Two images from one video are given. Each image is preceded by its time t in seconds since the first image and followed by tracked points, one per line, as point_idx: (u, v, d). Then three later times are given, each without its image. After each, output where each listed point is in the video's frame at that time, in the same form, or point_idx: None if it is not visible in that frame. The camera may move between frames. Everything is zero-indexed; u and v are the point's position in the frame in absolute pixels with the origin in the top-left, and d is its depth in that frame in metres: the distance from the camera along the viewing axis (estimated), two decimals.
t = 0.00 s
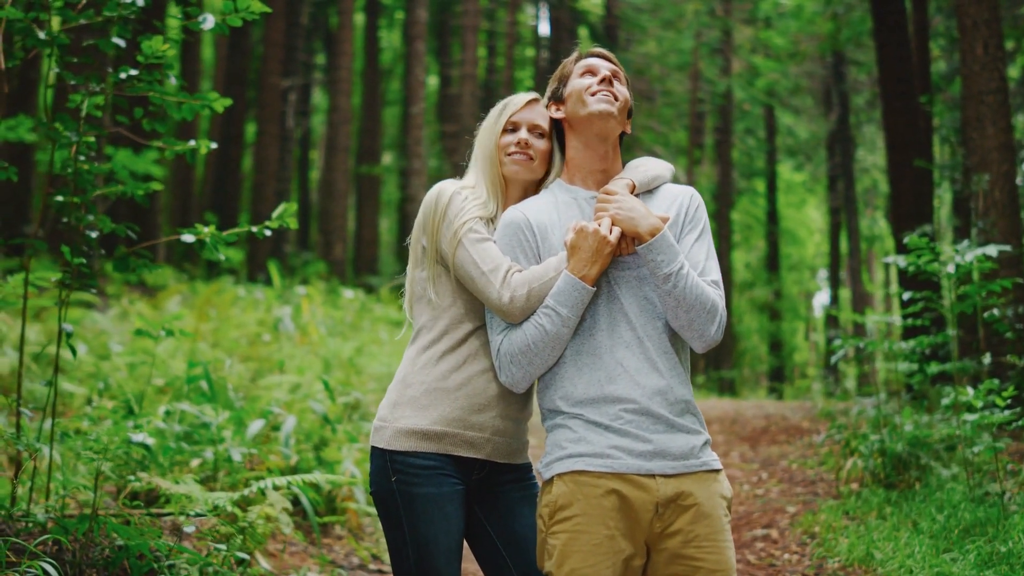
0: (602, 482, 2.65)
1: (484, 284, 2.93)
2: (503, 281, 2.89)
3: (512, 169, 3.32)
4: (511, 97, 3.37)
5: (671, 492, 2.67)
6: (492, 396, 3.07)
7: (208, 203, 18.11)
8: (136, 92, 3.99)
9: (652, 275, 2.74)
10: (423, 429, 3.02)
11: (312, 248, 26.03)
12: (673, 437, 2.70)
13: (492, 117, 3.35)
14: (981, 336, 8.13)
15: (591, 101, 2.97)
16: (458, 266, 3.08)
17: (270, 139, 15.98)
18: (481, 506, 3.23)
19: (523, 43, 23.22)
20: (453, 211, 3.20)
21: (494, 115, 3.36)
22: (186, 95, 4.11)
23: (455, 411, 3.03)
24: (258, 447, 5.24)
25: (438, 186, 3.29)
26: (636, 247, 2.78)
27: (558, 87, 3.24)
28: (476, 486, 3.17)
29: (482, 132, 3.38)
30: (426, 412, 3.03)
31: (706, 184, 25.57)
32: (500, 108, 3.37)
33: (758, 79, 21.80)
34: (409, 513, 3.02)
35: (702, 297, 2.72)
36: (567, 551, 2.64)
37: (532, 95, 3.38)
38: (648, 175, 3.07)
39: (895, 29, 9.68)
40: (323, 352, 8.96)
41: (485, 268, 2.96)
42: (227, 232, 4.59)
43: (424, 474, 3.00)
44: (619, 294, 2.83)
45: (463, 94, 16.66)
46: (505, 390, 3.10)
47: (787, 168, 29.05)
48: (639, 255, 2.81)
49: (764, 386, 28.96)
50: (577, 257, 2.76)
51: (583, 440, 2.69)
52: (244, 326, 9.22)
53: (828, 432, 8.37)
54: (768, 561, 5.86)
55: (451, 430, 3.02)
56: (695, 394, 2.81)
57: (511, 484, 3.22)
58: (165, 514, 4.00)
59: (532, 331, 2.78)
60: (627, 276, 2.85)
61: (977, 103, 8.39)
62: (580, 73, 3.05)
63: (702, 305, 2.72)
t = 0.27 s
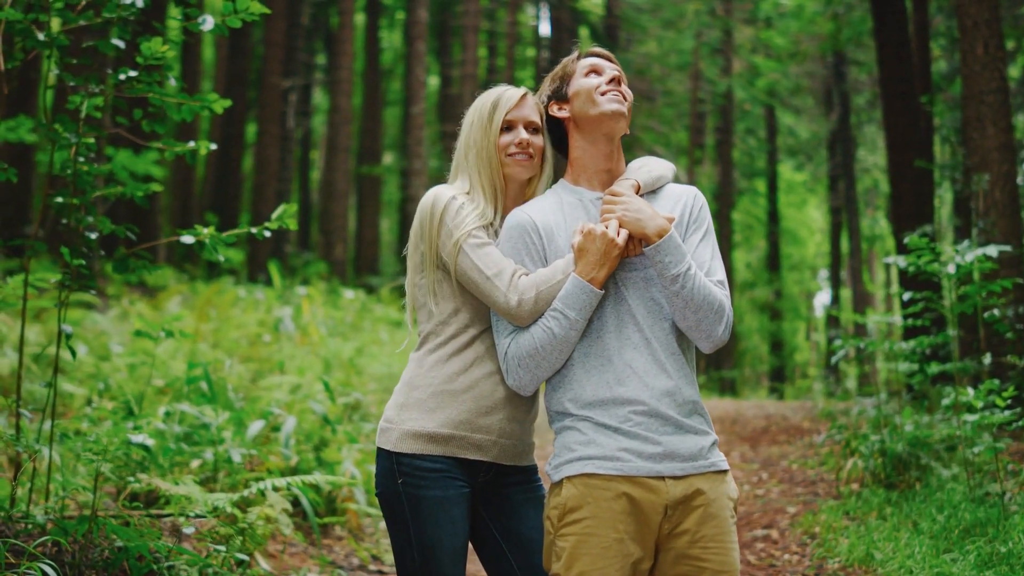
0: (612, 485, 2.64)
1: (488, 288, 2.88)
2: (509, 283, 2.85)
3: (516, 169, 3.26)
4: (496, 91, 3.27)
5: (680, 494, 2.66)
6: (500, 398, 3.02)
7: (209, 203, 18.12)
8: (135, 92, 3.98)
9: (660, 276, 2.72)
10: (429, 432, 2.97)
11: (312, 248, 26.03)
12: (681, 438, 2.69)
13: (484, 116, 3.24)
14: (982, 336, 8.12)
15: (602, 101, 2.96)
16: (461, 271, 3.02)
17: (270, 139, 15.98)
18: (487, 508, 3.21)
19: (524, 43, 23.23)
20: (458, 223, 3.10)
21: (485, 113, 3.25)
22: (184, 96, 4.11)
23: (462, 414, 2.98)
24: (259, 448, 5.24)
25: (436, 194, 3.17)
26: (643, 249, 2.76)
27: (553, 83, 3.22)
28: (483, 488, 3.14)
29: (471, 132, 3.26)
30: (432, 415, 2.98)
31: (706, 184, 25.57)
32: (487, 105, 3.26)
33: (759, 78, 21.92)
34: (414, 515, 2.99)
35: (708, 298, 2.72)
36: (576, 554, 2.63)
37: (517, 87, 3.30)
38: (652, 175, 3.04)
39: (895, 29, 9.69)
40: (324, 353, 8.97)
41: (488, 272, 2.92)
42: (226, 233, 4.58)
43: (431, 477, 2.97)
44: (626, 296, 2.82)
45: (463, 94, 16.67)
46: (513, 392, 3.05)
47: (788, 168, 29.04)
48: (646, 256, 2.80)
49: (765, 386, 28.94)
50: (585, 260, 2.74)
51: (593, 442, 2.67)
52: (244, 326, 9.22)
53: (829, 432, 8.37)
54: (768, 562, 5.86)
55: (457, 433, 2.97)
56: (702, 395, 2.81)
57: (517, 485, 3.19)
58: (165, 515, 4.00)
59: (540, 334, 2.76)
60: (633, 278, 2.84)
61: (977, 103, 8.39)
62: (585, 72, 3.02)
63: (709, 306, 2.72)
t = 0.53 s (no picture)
0: (619, 486, 2.61)
1: (490, 290, 2.83)
2: (511, 284, 2.81)
3: (517, 172, 3.24)
4: (489, 90, 3.20)
5: (686, 494, 2.64)
6: (503, 400, 2.96)
7: (208, 202, 18.13)
8: (130, 93, 3.98)
9: (664, 276, 2.69)
10: (429, 433, 2.91)
11: (312, 247, 26.03)
12: (686, 438, 2.67)
13: (481, 118, 3.17)
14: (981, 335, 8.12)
15: (607, 98, 2.95)
16: (460, 275, 2.96)
17: (270, 139, 15.98)
18: (487, 509, 3.14)
19: (524, 42, 23.22)
20: (465, 231, 3.03)
21: (482, 115, 3.17)
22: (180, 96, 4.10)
23: (464, 414, 2.92)
24: (256, 448, 5.23)
25: (437, 203, 3.10)
26: (647, 248, 2.72)
27: (546, 81, 3.20)
28: (483, 490, 3.08)
29: (468, 136, 3.18)
30: (433, 416, 2.92)
31: (706, 183, 25.57)
32: (482, 106, 3.18)
33: (759, 79, 22.16)
34: (414, 516, 2.93)
35: (713, 297, 2.69)
36: (582, 555, 2.59)
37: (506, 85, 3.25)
38: (652, 174, 3.01)
39: (894, 28, 9.69)
40: (322, 352, 8.96)
41: (488, 275, 2.87)
42: (222, 233, 4.57)
43: (431, 478, 2.91)
44: (630, 296, 2.79)
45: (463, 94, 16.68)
46: (517, 394, 2.98)
47: (788, 167, 29.02)
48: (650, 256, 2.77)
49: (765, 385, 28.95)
50: (590, 259, 2.71)
51: (600, 443, 2.64)
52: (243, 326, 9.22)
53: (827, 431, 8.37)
54: (766, 560, 5.86)
55: (458, 434, 2.91)
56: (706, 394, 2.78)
57: (519, 487, 3.12)
58: (161, 515, 4.00)
59: (545, 334, 2.72)
60: (636, 277, 2.81)
61: (977, 102, 8.38)
62: (587, 70, 3.01)
63: (714, 305, 2.69)
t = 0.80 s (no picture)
0: (621, 488, 2.54)
1: (490, 293, 2.77)
2: (510, 287, 2.75)
3: (523, 178, 3.18)
4: (494, 96, 3.12)
5: (687, 495, 2.58)
6: (503, 402, 2.91)
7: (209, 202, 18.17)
8: (124, 94, 3.98)
9: (663, 276, 2.63)
10: (426, 436, 2.86)
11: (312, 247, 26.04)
12: (688, 439, 2.61)
13: (487, 124, 3.10)
14: (979, 335, 8.11)
15: (607, 100, 2.90)
16: (460, 277, 2.89)
17: (269, 139, 15.98)
18: (484, 510, 3.12)
19: (524, 42, 23.23)
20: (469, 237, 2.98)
21: (488, 121, 3.10)
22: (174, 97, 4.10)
23: (461, 417, 2.86)
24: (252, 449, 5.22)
25: (441, 211, 3.03)
26: (646, 249, 2.66)
27: (541, 81, 3.15)
28: (480, 492, 3.04)
29: (474, 142, 3.10)
30: (431, 418, 2.86)
31: (706, 183, 25.60)
32: (487, 112, 3.10)
33: (758, 78, 22.01)
34: (409, 517, 2.88)
35: (712, 298, 2.63)
36: (584, 557, 2.53)
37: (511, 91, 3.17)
38: (648, 175, 2.94)
39: (893, 28, 9.69)
40: (320, 352, 8.96)
41: (488, 278, 2.80)
42: (217, 233, 4.58)
43: (427, 480, 2.87)
44: (629, 296, 2.71)
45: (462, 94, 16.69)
46: (516, 396, 2.93)
47: (788, 166, 29.01)
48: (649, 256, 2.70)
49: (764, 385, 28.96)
50: (589, 260, 2.64)
51: (602, 445, 2.57)
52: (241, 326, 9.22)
53: (826, 431, 8.37)
54: (762, 560, 5.86)
55: (456, 436, 2.86)
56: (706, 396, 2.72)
57: (517, 489, 3.09)
58: (156, 516, 3.99)
59: (544, 336, 2.65)
60: (636, 277, 2.73)
61: (975, 102, 8.38)
62: (587, 72, 2.95)
63: (713, 306, 2.63)
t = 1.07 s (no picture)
0: (614, 487, 2.54)
1: (486, 292, 2.73)
2: (507, 285, 2.72)
3: (535, 178, 3.09)
4: (505, 95, 3.03)
5: (680, 495, 2.58)
6: (496, 402, 2.89)
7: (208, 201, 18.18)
8: (116, 94, 3.98)
9: (657, 276, 2.62)
10: (417, 435, 2.85)
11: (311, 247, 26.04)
12: (682, 439, 2.60)
13: (498, 124, 3.00)
14: (976, 334, 8.12)
15: (603, 98, 2.89)
16: (458, 275, 2.85)
17: (268, 138, 15.97)
18: (474, 509, 3.11)
19: (523, 42, 23.23)
20: (468, 236, 2.91)
21: (498, 121, 3.00)
22: (166, 97, 4.10)
23: (452, 417, 2.85)
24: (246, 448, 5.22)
25: (445, 211, 2.97)
26: (641, 249, 2.65)
27: (535, 80, 3.14)
28: (470, 492, 3.03)
29: (484, 141, 3.01)
30: (421, 417, 2.86)
31: (705, 183, 25.61)
32: (497, 112, 3.01)
33: (757, 77, 21.98)
34: (399, 517, 2.88)
35: (708, 297, 2.62)
36: (576, 555, 2.54)
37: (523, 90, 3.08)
38: (643, 173, 2.93)
39: (891, 28, 9.70)
40: (317, 352, 8.95)
41: (486, 276, 2.76)
42: (208, 233, 4.56)
43: (417, 480, 2.86)
44: (624, 296, 2.71)
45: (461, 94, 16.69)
46: (508, 395, 2.91)
47: (788, 166, 29.01)
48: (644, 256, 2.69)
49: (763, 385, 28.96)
50: (585, 260, 2.62)
51: (596, 445, 2.57)
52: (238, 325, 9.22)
53: (822, 430, 8.38)
54: (757, 560, 5.86)
55: (446, 436, 2.85)
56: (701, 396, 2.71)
57: (507, 489, 3.08)
58: (148, 515, 3.99)
59: (540, 336, 2.64)
60: (631, 278, 2.73)
61: (972, 102, 8.37)
62: (584, 71, 2.93)
63: (708, 304, 2.62)
